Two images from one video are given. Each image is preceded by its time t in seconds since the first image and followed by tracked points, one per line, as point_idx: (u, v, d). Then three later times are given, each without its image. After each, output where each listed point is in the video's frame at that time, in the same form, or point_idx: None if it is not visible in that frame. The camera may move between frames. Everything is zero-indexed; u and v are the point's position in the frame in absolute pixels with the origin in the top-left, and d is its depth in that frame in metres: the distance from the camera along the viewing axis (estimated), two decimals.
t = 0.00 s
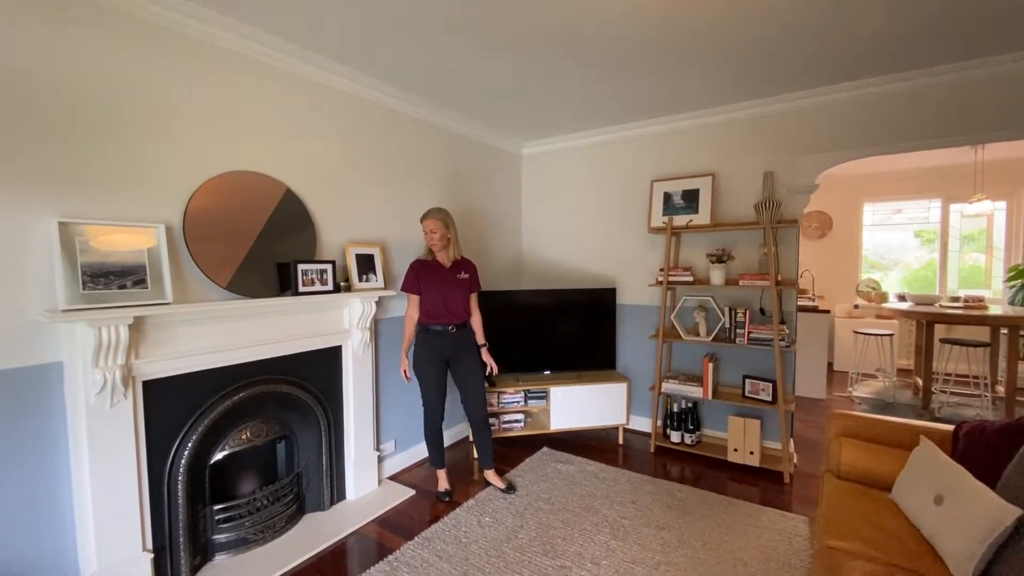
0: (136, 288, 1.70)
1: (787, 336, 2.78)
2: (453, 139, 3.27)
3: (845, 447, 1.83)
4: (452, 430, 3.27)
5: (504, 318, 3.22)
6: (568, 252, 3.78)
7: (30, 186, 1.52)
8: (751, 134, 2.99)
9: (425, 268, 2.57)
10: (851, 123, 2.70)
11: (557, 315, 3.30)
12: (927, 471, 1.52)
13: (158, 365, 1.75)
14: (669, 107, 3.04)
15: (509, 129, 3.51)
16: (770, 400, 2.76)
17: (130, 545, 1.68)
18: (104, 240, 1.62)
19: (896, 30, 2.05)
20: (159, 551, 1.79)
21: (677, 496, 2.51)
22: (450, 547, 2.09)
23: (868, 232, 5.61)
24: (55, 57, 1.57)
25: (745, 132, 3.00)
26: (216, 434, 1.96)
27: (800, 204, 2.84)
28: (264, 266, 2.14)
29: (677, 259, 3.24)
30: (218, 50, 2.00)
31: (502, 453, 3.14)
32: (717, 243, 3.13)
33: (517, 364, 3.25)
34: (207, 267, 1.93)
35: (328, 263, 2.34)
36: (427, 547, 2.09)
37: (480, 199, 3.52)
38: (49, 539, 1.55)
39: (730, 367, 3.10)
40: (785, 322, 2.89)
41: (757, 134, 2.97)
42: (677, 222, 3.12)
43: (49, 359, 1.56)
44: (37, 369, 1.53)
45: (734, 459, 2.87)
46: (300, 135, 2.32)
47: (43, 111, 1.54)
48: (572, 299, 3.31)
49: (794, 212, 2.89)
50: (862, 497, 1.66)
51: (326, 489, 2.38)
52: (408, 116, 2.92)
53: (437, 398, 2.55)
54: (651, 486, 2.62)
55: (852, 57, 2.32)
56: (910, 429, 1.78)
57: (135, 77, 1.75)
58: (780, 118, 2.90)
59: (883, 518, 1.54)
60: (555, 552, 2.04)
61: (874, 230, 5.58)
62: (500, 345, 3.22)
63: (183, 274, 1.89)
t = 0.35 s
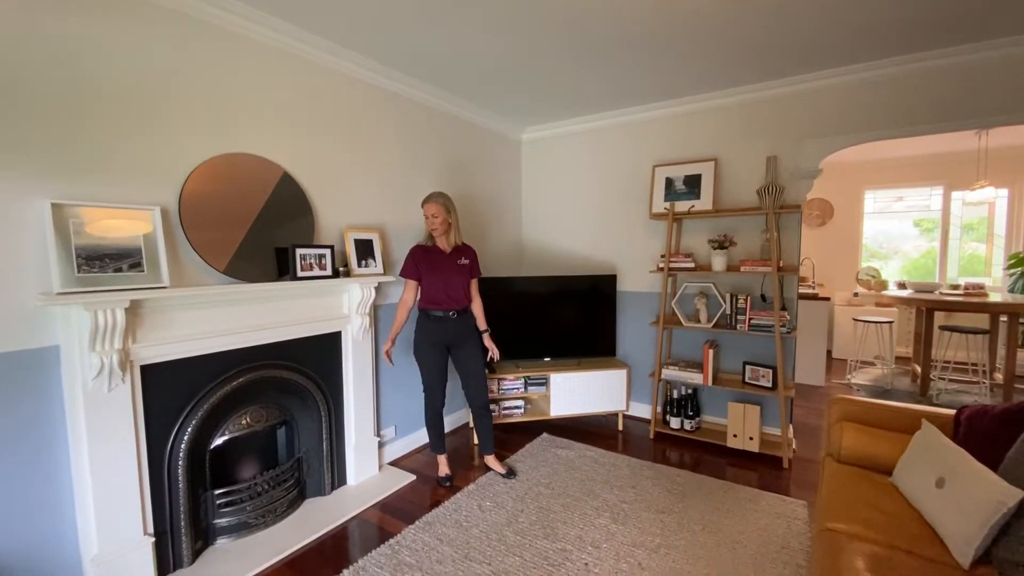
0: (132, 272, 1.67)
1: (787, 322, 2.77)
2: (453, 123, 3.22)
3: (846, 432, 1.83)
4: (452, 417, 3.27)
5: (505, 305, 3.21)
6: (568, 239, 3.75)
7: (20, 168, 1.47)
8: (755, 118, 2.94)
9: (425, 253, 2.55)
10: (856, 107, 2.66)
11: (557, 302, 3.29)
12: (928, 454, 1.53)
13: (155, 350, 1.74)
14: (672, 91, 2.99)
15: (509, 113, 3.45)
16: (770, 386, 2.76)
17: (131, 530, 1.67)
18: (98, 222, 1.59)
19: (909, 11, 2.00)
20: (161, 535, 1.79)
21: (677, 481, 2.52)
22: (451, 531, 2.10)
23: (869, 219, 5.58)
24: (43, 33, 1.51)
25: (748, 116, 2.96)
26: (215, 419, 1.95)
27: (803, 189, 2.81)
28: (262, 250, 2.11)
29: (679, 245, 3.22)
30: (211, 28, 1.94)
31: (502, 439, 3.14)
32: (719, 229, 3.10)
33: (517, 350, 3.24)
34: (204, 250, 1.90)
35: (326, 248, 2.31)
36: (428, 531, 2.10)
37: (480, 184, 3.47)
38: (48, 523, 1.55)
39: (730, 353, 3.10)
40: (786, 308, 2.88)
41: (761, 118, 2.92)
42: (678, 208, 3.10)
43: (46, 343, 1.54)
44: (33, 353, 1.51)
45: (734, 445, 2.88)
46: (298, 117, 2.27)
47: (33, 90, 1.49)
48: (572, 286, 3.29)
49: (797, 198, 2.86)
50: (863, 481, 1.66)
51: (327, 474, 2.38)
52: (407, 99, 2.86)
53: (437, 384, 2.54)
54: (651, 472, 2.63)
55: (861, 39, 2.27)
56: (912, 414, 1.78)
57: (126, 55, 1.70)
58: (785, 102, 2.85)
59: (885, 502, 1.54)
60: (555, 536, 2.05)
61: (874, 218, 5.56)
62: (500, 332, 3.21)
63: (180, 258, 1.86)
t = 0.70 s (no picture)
0: (128, 258, 1.65)
1: (788, 311, 2.77)
2: (452, 110, 3.18)
3: (845, 419, 1.83)
4: (452, 406, 3.28)
5: (504, 293, 3.20)
6: (568, 227, 3.73)
7: (12, 152, 1.45)
8: (757, 105, 2.91)
9: (424, 240, 2.53)
10: (860, 94, 2.63)
11: (557, 291, 3.28)
12: (928, 440, 1.53)
13: (153, 337, 1.72)
14: (674, 76, 2.94)
15: (509, 99, 3.40)
16: (769, 374, 2.77)
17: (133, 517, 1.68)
18: (92, 207, 1.56)
19: None
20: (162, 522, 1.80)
21: (677, 469, 2.54)
22: (451, 517, 2.11)
23: (869, 209, 5.56)
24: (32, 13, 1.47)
25: (750, 103, 2.93)
26: (215, 407, 1.95)
27: (805, 177, 2.80)
28: (260, 237, 2.08)
29: (679, 234, 3.20)
30: (204, 9, 1.89)
31: (502, 427, 3.15)
32: (720, 217, 3.08)
33: (517, 339, 3.24)
34: (201, 237, 1.87)
35: (325, 235, 2.28)
36: (429, 518, 2.11)
37: (479, 172, 3.44)
38: (49, 510, 1.55)
39: (730, 342, 3.10)
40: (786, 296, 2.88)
41: (764, 104, 2.89)
42: (679, 196, 3.07)
43: (42, 330, 1.53)
44: (29, 340, 1.50)
45: (733, 433, 2.90)
46: (294, 102, 2.23)
47: (22, 72, 1.46)
48: (572, 275, 3.28)
49: (799, 186, 2.84)
50: (863, 467, 1.67)
51: (327, 462, 2.39)
52: (405, 84, 2.81)
53: (437, 372, 2.53)
54: (650, 459, 2.64)
55: (868, 23, 2.23)
56: (912, 401, 1.78)
57: (117, 36, 1.65)
58: (788, 88, 2.81)
59: (884, 488, 1.54)
60: (555, 522, 2.06)
61: (874, 208, 5.54)
62: (500, 321, 3.20)
63: (176, 244, 1.84)
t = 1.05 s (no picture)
0: (126, 248, 1.64)
1: (788, 301, 2.77)
2: (451, 98, 3.14)
3: (846, 409, 1.84)
4: (453, 396, 3.29)
5: (505, 283, 3.19)
6: (568, 218, 3.71)
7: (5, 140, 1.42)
8: (760, 93, 2.88)
9: (424, 230, 2.51)
10: (865, 82, 2.60)
11: (557, 281, 3.27)
12: (927, 430, 1.54)
13: (153, 327, 1.71)
14: (677, 64, 2.91)
15: (509, 87, 3.36)
16: (769, 364, 2.77)
17: (135, 507, 1.68)
18: (89, 197, 1.54)
19: None
20: (165, 511, 1.80)
21: (676, 458, 2.55)
22: (453, 506, 2.12)
23: (870, 199, 5.54)
24: None
25: (753, 92, 2.90)
26: (216, 397, 1.95)
27: (808, 167, 2.78)
28: (259, 227, 2.06)
29: (680, 224, 3.19)
30: None
31: (502, 417, 3.16)
32: (721, 208, 3.07)
33: (517, 330, 3.23)
34: (199, 227, 1.86)
35: (325, 225, 2.26)
36: (430, 507, 2.12)
37: (479, 162, 3.41)
38: (51, 500, 1.55)
39: (730, 332, 3.10)
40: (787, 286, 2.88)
41: (767, 93, 2.86)
42: (681, 186, 3.06)
43: (42, 320, 1.51)
44: (29, 330, 1.49)
45: (732, 423, 2.92)
46: (292, 90, 2.19)
47: (15, 59, 1.42)
48: (573, 266, 3.27)
49: (801, 176, 2.83)
50: (862, 457, 1.68)
51: (329, 452, 2.40)
52: (403, 72, 2.77)
53: (438, 362, 2.53)
54: (650, 449, 2.66)
55: (874, 10, 2.20)
56: (912, 391, 1.79)
57: (109, 21, 1.61)
58: (792, 76, 2.78)
59: (884, 478, 1.55)
60: (555, 511, 2.08)
61: (875, 198, 5.52)
62: (500, 311, 3.20)
63: (175, 234, 1.82)
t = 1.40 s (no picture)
0: (125, 243, 1.63)
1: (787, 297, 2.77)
2: (450, 92, 3.12)
3: (845, 404, 1.85)
4: (452, 391, 3.30)
5: (504, 278, 3.19)
6: (568, 213, 3.70)
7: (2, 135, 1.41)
8: (761, 88, 2.86)
9: (423, 226, 2.50)
10: (866, 77, 2.59)
11: (557, 277, 3.27)
12: (925, 425, 1.55)
13: (153, 322, 1.71)
14: (678, 59, 2.89)
15: (509, 82, 3.34)
16: (768, 360, 2.78)
17: (136, 502, 1.68)
18: (86, 192, 1.53)
19: None
20: (165, 506, 1.81)
21: (675, 453, 2.57)
22: (453, 500, 2.14)
23: (869, 194, 5.54)
24: None
25: (754, 86, 2.88)
26: (216, 393, 1.95)
27: (808, 162, 2.77)
28: (257, 222, 2.06)
29: (680, 219, 3.19)
30: None
31: (502, 412, 3.17)
32: (721, 203, 3.07)
33: (517, 325, 3.24)
34: (197, 222, 1.85)
35: (324, 221, 2.25)
36: (430, 501, 2.13)
37: (479, 156, 3.40)
38: (51, 496, 1.55)
39: (729, 328, 3.11)
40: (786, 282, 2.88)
41: (768, 88, 2.84)
42: (681, 181, 3.05)
43: (41, 316, 1.51)
44: (28, 326, 1.49)
45: (731, 417, 2.93)
46: (290, 85, 2.18)
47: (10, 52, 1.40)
48: (572, 262, 3.27)
49: (801, 171, 2.82)
50: (860, 452, 1.69)
51: (329, 447, 2.40)
52: (402, 66, 2.75)
53: (436, 358, 2.54)
54: (649, 443, 2.67)
55: (876, 4, 2.18)
56: (911, 386, 1.79)
57: (105, 14, 1.59)
58: (793, 71, 2.77)
59: (882, 472, 1.56)
60: (555, 505, 2.09)
61: (874, 193, 5.51)
62: (500, 306, 3.20)
63: (173, 230, 1.81)
